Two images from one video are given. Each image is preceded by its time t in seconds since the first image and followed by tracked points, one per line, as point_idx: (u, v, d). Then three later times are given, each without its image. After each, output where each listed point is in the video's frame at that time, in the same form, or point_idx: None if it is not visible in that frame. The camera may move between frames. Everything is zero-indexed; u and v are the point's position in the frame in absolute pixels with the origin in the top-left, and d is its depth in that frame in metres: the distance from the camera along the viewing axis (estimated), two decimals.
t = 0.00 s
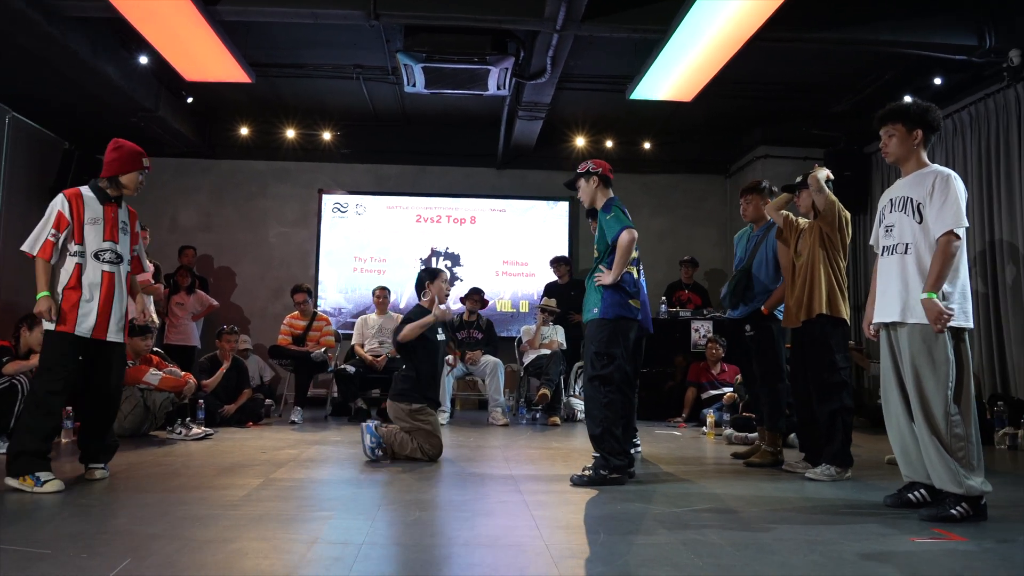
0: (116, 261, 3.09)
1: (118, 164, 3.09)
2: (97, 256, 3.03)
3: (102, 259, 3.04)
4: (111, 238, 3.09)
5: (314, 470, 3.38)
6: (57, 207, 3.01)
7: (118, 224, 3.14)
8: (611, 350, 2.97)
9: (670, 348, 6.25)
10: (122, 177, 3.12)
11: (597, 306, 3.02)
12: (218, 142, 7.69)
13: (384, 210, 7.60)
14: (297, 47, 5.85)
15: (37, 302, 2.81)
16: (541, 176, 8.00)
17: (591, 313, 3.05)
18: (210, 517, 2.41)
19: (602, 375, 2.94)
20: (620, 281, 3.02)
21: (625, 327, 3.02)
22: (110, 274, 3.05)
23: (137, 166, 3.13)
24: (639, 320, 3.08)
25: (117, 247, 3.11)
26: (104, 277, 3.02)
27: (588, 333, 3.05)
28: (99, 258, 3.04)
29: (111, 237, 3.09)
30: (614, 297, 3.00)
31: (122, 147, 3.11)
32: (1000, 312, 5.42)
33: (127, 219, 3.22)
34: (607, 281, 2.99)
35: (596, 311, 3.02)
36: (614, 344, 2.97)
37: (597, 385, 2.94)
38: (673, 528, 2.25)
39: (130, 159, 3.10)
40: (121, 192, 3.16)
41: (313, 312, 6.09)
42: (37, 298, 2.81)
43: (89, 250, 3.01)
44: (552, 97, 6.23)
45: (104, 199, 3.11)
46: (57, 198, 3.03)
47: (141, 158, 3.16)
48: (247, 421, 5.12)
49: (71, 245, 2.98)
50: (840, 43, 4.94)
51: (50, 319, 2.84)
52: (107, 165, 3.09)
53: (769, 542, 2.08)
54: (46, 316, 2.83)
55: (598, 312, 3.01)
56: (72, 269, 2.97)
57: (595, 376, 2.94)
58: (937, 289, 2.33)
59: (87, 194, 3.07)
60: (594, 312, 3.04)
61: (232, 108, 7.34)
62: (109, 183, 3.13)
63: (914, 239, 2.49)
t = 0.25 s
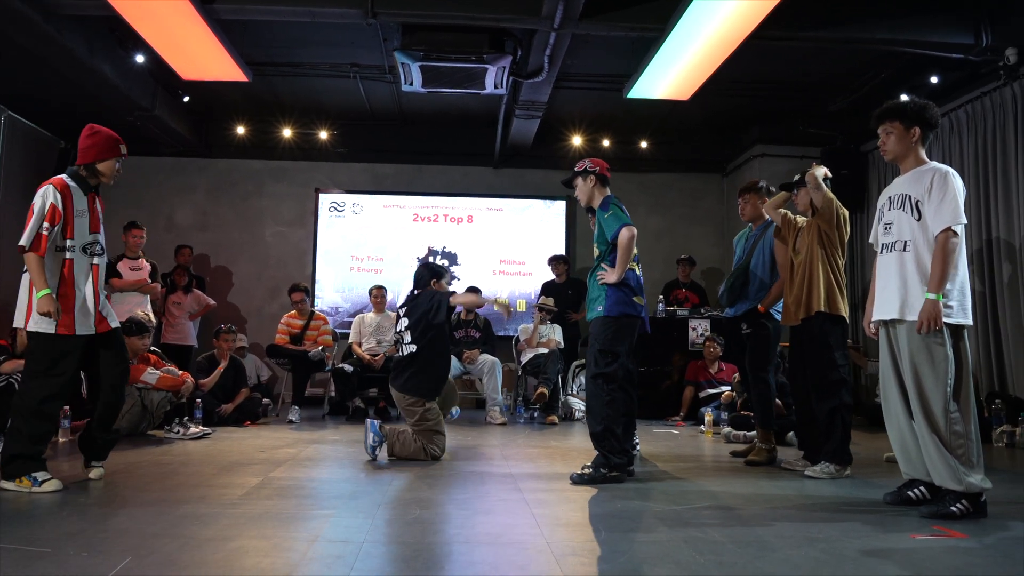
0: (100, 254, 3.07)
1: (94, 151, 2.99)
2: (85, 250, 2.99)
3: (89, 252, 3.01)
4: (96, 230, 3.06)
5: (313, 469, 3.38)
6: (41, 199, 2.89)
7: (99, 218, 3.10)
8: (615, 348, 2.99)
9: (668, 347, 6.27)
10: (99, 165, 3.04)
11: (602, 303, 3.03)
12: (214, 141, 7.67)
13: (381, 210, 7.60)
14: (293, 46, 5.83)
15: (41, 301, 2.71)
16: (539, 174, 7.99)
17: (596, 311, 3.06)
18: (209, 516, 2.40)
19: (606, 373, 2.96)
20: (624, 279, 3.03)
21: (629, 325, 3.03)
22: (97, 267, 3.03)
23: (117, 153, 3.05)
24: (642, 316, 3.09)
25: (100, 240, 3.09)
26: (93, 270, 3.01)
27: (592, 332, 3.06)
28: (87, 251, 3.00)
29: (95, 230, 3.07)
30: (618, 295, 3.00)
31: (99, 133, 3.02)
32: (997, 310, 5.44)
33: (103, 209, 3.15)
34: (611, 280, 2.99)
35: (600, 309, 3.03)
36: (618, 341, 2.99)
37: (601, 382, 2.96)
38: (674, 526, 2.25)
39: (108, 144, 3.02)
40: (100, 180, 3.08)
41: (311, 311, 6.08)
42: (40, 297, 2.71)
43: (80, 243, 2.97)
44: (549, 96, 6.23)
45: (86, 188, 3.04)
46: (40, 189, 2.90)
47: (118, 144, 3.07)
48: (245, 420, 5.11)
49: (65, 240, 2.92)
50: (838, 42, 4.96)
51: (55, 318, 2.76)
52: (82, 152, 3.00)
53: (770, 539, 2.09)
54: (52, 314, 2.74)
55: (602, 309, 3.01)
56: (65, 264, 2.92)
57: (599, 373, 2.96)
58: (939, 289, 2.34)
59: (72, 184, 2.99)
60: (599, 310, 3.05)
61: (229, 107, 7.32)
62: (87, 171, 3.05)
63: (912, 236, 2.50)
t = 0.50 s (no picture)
0: (93, 251, 3.07)
1: (87, 145, 2.99)
2: (82, 248, 3.01)
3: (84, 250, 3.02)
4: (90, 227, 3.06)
5: (315, 468, 3.39)
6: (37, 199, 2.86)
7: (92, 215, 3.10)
8: (619, 347, 2.98)
9: (670, 346, 6.27)
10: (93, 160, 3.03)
11: (607, 302, 3.04)
12: (217, 141, 7.69)
13: (383, 209, 7.61)
14: (295, 46, 5.84)
15: (48, 303, 2.72)
16: (540, 174, 8.00)
17: (600, 310, 3.06)
18: (212, 514, 2.41)
19: (610, 371, 2.95)
20: (629, 278, 3.04)
21: (635, 323, 3.04)
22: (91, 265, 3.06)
23: (110, 147, 3.05)
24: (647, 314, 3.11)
25: (93, 237, 3.10)
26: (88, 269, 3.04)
27: (596, 331, 3.07)
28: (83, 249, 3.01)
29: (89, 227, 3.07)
30: (623, 294, 3.01)
31: (92, 128, 3.01)
32: (999, 309, 5.44)
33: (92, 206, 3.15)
34: (616, 279, 3.01)
35: (606, 308, 3.03)
36: (622, 341, 2.99)
37: (604, 381, 2.95)
38: (676, 524, 2.26)
39: (101, 139, 3.01)
40: (93, 175, 3.09)
41: (313, 311, 6.09)
42: (46, 299, 2.72)
43: (77, 241, 2.98)
44: (551, 95, 6.23)
45: (79, 184, 3.04)
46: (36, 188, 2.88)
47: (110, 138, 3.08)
48: (247, 419, 5.13)
49: (64, 240, 2.95)
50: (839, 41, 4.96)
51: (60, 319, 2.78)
52: (76, 147, 2.99)
53: (771, 537, 2.10)
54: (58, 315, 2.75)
55: (607, 308, 3.02)
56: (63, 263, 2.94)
57: (602, 372, 2.95)
58: (942, 289, 2.34)
59: (68, 183, 2.98)
60: (603, 309, 3.06)
61: (231, 107, 7.33)
62: (79, 167, 3.04)
63: (913, 235, 2.50)
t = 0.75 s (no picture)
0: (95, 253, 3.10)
1: (90, 148, 3.01)
2: (89, 250, 3.06)
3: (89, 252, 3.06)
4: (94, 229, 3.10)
5: (320, 466, 3.41)
6: (50, 203, 2.87)
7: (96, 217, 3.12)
8: (626, 349, 3.00)
9: (674, 345, 6.27)
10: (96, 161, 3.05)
11: (608, 303, 3.04)
12: (221, 142, 7.72)
13: (387, 209, 7.63)
14: (299, 46, 5.87)
15: (60, 311, 2.76)
16: (544, 174, 8.00)
17: (603, 311, 3.06)
18: (218, 512, 2.43)
19: (619, 374, 2.96)
20: (630, 279, 3.03)
21: (637, 324, 3.05)
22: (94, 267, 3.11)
23: (113, 149, 3.07)
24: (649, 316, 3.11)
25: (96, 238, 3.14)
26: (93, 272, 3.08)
27: (600, 331, 3.07)
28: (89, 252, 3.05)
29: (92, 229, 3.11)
30: (624, 295, 3.01)
31: (95, 130, 3.03)
32: (1004, 309, 5.42)
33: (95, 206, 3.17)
34: (616, 279, 2.99)
35: (607, 309, 3.04)
36: (627, 342, 3.00)
37: (616, 384, 2.96)
38: (679, 522, 2.27)
39: (105, 141, 3.03)
40: (98, 177, 3.10)
41: (317, 311, 6.11)
42: (58, 305, 2.77)
43: (85, 244, 3.01)
44: (555, 95, 6.23)
45: (85, 186, 3.06)
46: (48, 193, 2.88)
47: (113, 140, 3.09)
48: (252, 418, 5.16)
49: (76, 243, 2.97)
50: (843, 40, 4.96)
51: (71, 324, 2.83)
52: (81, 149, 3.01)
53: (774, 535, 2.10)
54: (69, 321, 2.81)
55: (609, 310, 3.02)
56: (73, 266, 2.97)
57: (613, 375, 2.96)
58: (946, 289, 2.34)
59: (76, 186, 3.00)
60: (605, 310, 3.05)
61: (236, 107, 7.36)
62: (83, 169, 3.05)
63: (917, 234, 2.50)
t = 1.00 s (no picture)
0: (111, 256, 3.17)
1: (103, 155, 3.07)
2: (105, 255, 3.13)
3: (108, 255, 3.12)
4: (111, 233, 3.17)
5: (327, 465, 3.43)
6: (80, 209, 2.93)
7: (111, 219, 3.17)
8: (643, 348, 3.00)
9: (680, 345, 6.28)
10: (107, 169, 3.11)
11: (620, 302, 3.04)
12: (229, 142, 7.76)
13: (394, 209, 7.65)
14: (306, 47, 5.90)
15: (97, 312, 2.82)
16: (550, 174, 8.02)
17: (615, 310, 3.06)
18: (227, 509, 2.45)
19: (640, 373, 2.96)
20: (641, 278, 3.05)
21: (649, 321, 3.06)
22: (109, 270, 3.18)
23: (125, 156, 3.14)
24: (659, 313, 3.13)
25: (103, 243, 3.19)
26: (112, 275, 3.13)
27: (613, 330, 3.07)
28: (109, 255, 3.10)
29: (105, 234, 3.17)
30: (635, 294, 3.02)
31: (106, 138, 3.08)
32: (1011, 308, 5.40)
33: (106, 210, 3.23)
34: (626, 278, 3.02)
35: (619, 307, 3.04)
36: (644, 340, 3.00)
37: (637, 383, 2.96)
38: (685, 521, 2.27)
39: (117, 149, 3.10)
40: (110, 184, 3.14)
41: (324, 310, 6.13)
42: (92, 307, 2.83)
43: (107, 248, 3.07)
44: (561, 95, 6.25)
45: (102, 194, 3.11)
46: (78, 199, 2.93)
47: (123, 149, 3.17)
48: (260, 417, 5.19)
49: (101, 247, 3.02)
50: (849, 39, 4.95)
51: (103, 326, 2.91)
52: (92, 158, 3.05)
53: (780, 534, 2.11)
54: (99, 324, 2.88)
55: (621, 308, 3.03)
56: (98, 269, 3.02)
57: (634, 374, 2.95)
58: (952, 288, 2.34)
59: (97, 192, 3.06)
60: (617, 308, 3.06)
61: (243, 108, 7.40)
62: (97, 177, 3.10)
63: (923, 234, 2.50)
